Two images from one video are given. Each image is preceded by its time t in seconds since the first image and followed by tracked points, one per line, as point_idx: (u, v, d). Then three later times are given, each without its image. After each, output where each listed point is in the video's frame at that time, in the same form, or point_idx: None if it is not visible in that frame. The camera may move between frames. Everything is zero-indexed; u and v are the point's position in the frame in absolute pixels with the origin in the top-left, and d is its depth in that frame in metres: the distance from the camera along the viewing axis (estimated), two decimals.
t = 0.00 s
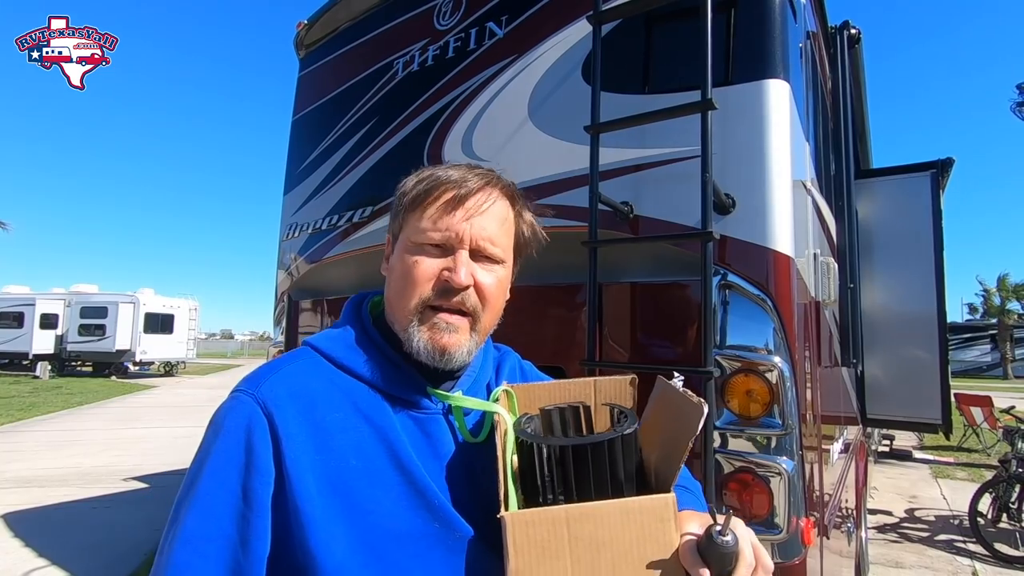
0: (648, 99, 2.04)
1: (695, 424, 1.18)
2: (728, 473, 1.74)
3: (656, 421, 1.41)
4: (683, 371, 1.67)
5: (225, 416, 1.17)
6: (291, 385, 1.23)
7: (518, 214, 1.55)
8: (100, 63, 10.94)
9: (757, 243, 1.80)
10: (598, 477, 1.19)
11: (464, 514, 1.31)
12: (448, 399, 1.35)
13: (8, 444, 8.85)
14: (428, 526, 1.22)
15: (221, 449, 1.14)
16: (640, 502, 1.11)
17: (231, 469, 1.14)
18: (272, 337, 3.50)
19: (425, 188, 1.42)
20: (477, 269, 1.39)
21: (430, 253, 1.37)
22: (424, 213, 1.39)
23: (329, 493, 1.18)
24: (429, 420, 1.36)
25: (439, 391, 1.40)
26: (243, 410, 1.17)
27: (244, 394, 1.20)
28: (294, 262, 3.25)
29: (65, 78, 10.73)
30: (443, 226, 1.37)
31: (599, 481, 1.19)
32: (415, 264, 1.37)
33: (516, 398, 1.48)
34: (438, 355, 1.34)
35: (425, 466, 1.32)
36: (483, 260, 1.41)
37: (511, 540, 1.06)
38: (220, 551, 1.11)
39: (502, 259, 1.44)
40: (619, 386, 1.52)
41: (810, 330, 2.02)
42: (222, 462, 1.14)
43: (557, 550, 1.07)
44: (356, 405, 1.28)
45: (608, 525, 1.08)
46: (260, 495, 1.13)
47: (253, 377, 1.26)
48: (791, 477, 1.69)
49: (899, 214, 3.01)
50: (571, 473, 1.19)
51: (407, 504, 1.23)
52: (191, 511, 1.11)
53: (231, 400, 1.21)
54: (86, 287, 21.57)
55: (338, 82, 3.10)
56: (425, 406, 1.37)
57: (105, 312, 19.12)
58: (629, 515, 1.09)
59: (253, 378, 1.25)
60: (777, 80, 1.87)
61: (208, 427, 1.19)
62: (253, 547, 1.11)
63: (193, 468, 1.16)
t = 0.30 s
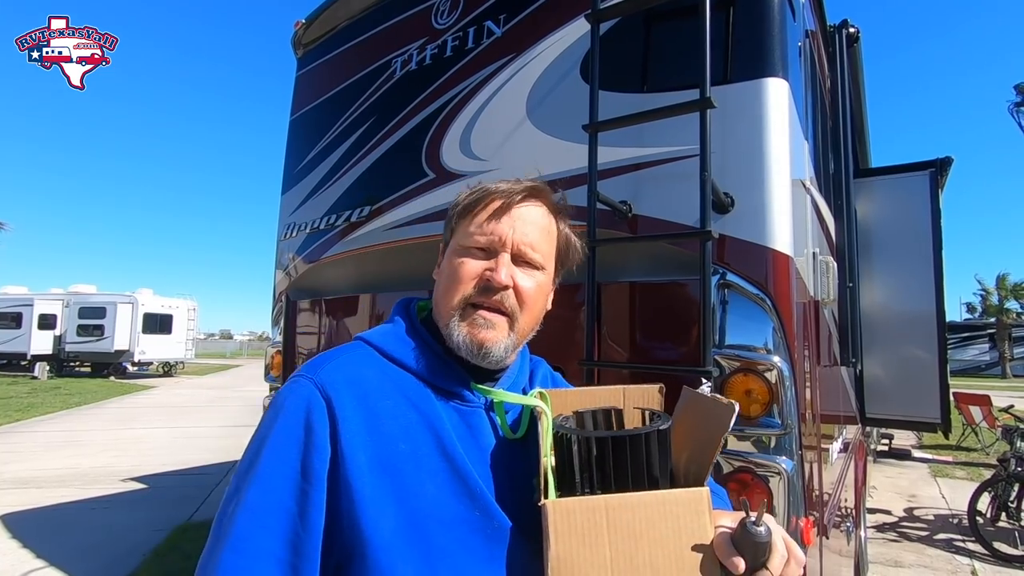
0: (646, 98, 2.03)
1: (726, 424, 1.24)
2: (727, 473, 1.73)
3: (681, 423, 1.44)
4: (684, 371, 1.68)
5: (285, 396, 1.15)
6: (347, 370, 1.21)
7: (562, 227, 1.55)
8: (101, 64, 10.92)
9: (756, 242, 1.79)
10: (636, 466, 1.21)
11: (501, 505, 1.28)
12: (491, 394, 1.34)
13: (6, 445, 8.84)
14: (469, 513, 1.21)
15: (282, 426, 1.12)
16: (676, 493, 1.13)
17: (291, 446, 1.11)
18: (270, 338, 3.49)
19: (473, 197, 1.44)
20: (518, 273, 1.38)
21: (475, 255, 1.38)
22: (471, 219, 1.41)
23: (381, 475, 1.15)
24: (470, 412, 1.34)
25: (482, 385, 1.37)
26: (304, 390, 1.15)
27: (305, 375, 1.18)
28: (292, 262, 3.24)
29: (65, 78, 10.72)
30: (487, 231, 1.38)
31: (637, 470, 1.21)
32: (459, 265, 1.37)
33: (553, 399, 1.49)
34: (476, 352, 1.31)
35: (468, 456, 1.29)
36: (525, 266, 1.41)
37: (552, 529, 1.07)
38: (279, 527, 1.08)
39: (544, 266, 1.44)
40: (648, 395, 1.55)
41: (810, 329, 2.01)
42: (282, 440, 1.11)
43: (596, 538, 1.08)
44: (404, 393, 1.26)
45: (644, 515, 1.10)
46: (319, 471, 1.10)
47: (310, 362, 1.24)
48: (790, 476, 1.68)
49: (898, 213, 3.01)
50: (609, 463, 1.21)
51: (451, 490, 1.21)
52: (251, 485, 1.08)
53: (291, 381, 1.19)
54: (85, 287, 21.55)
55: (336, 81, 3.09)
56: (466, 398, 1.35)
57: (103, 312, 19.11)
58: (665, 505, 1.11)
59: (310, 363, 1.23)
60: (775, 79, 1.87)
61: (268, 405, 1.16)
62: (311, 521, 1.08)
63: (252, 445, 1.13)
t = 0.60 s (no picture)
0: (644, 96, 2.02)
1: (752, 444, 1.22)
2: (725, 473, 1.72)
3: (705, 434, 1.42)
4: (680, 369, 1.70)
5: (317, 386, 1.15)
6: (379, 364, 1.20)
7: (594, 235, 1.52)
8: (101, 63, 10.89)
9: (753, 241, 1.79)
10: (659, 475, 1.20)
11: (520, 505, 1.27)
12: (516, 397, 1.34)
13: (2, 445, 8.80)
14: (491, 513, 1.20)
15: (314, 415, 1.11)
16: (699, 507, 1.11)
17: (322, 435, 1.11)
18: (266, 337, 3.48)
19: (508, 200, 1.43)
20: (547, 277, 1.36)
21: (506, 257, 1.36)
22: (505, 222, 1.39)
23: (407, 471, 1.15)
24: (496, 413, 1.32)
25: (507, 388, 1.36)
26: (337, 381, 1.15)
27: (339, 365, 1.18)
28: (288, 261, 3.23)
29: (65, 78, 10.70)
30: (519, 233, 1.36)
31: (660, 483, 1.20)
32: (489, 267, 1.36)
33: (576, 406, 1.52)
34: (502, 355, 1.29)
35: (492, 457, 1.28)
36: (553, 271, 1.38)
37: (574, 534, 1.08)
38: (308, 514, 1.08)
39: (574, 271, 1.40)
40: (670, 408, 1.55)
41: (807, 328, 2.01)
42: (314, 429, 1.11)
43: (617, 545, 1.08)
44: (432, 389, 1.25)
45: (667, 527, 1.09)
46: (347, 462, 1.10)
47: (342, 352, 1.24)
48: (788, 476, 1.67)
49: (894, 212, 3.01)
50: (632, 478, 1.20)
51: (475, 488, 1.20)
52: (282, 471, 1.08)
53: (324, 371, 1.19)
54: (81, 287, 21.49)
55: (333, 79, 3.08)
56: (492, 399, 1.33)
57: (100, 312, 19.05)
58: (688, 519, 1.10)
59: (343, 354, 1.23)
60: (773, 77, 1.87)
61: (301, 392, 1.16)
62: (339, 510, 1.08)
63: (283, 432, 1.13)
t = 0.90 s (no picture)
0: (640, 94, 2.02)
1: (763, 457, 1.25)
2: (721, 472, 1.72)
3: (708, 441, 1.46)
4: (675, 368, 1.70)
5: (303, 394, 1.13)
6: (371, 369, 1.18)
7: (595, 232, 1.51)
8: (100, 63, 10.86)
9: (749, 240, 1.79)
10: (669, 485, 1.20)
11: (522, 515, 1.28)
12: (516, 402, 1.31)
13: None
14: (490, 525, 1.20)
15: (300, 424, 1.10)
16: (710, 520, 1.10)
17: (309, 445, 1.09)
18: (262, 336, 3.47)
19: (508, 195, 1.40)
20: (544, 278, 1.35)
21: (501, 257, 1.35)
22: (500, 219, 1.37)
23: (402, 484, 1.14)
24: (495, 421, 1.32)
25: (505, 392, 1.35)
26: (324, 389, 1.13)
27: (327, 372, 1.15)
28: (284, 261, 3.22)
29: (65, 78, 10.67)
30: (517, 232, 1.34)
31: (671, 494, 1.20)
32: (484, 266, 1.35)
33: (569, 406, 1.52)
34: (496, 357, 1.29)
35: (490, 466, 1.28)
36: (551, 271, 1.37)
37: (584, 549, 1.05)
38: (295, 528, 1.07)
39: (572, 271, 1.39)
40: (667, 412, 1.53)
41: (804, 327, 2.01)
42: (300, 439, 1.09)
43: (627, 558, 1.07)
44: (428, 397, 1.24)
45: (677, 539, 1.08)
46: (337, 476, 1.08)
47: (329, 357, 1.22)
48: (785, 474, 1.68)
49: (891, 210, 3.02)
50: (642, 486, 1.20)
51: (473, 499, 1.20)
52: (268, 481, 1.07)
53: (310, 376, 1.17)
54: (78, 287, 21.41)
55: (329, 77, 3.06)
56: (491, 405, 1.32)
57: (97, 312, 18.98)
58: (698, 531, 1.09)
59: (331, 359, 1.21)
60: (769, 75, 1.86)
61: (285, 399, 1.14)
62: (328, 529, 1.07)
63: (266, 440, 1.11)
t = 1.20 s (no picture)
0: (638, 94, 2.01)
1: (737, 443, 1.26)
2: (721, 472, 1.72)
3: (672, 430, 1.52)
4: (672, 368, 1.70)
5: (256, 434, 0.95)
6: (337, 394, 1.04)
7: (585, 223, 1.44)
8: (101, 63, 10.85)
9: (748, 239, 1.78)
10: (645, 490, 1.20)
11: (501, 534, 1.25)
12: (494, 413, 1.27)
13: None
14: (486, 562, 1.10)
15: (255, 469, 0.93)
16: (694, 517, 1.11)
17: (269, 495, 0.93)
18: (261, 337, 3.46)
19: (498, 183, 1.28)
20: (541, 283, 1.29)
21: (490, 255, 1.25)
22: (489, 212, 1.26)
23: (387, 526, 1.02)
24: (477, 438, 1.25)
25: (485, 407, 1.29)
26: (284, 425, 0.97)
27: (282, 403, 0.99)
28: (283, 261, 3.21)
29: (65, 79, 10.67)
30: (510, 230, 1.25)
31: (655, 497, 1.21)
32: (467, 264, 1.24)
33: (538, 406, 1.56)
34: (486, 373, 1.23)
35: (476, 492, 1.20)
36: (545, 274, 1.31)
37: (581, 569, 0.99)
38: None
39: (568, 273, 1.34)
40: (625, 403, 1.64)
41: (802, 327, 2.01)
42: (258, 489, 0.92)
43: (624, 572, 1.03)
44: (409, 420, 1.12)
45: (668, 542, 1.07)
46: (308, 531, 0.92)
47: (276, 381, 1.04)
48: (784, 474, 1.67)
49: (889, 209, 3.01)
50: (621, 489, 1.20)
51: (465, 536, 1.10)
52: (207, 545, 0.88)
53: (257, 408, 0.99)
54: (76, 288, 21.38)
55: (327, 77, 3.06)
56: (474, 422, 1.26)
57: (96, 313, 18.95)
58: (685, 531, 1.09)
59: (280, 383, 1.03)
60: (767, 74, 1.86)
61: (225, 440, 0.95)
62: None
63: (200, 492, 0.91)
